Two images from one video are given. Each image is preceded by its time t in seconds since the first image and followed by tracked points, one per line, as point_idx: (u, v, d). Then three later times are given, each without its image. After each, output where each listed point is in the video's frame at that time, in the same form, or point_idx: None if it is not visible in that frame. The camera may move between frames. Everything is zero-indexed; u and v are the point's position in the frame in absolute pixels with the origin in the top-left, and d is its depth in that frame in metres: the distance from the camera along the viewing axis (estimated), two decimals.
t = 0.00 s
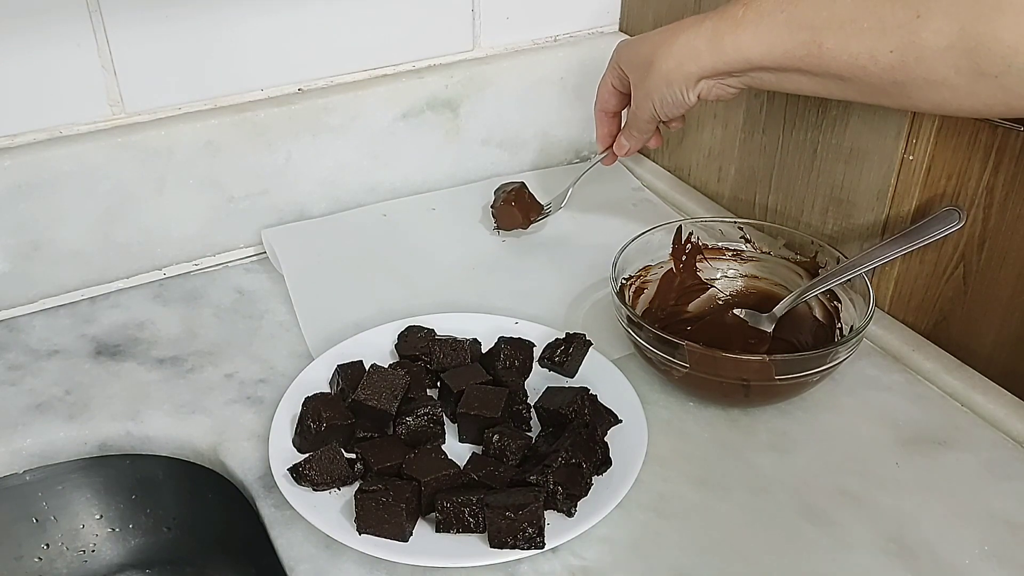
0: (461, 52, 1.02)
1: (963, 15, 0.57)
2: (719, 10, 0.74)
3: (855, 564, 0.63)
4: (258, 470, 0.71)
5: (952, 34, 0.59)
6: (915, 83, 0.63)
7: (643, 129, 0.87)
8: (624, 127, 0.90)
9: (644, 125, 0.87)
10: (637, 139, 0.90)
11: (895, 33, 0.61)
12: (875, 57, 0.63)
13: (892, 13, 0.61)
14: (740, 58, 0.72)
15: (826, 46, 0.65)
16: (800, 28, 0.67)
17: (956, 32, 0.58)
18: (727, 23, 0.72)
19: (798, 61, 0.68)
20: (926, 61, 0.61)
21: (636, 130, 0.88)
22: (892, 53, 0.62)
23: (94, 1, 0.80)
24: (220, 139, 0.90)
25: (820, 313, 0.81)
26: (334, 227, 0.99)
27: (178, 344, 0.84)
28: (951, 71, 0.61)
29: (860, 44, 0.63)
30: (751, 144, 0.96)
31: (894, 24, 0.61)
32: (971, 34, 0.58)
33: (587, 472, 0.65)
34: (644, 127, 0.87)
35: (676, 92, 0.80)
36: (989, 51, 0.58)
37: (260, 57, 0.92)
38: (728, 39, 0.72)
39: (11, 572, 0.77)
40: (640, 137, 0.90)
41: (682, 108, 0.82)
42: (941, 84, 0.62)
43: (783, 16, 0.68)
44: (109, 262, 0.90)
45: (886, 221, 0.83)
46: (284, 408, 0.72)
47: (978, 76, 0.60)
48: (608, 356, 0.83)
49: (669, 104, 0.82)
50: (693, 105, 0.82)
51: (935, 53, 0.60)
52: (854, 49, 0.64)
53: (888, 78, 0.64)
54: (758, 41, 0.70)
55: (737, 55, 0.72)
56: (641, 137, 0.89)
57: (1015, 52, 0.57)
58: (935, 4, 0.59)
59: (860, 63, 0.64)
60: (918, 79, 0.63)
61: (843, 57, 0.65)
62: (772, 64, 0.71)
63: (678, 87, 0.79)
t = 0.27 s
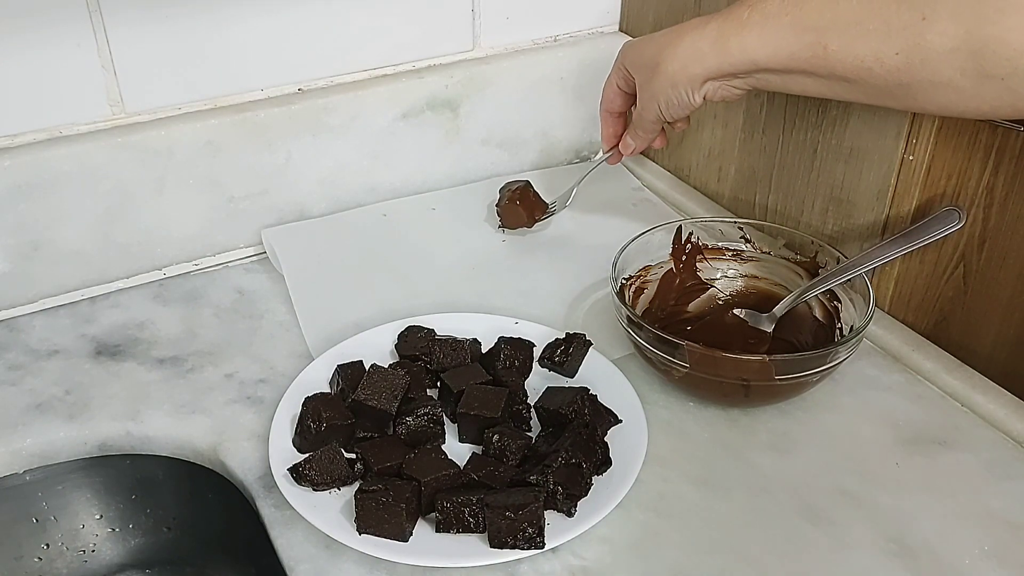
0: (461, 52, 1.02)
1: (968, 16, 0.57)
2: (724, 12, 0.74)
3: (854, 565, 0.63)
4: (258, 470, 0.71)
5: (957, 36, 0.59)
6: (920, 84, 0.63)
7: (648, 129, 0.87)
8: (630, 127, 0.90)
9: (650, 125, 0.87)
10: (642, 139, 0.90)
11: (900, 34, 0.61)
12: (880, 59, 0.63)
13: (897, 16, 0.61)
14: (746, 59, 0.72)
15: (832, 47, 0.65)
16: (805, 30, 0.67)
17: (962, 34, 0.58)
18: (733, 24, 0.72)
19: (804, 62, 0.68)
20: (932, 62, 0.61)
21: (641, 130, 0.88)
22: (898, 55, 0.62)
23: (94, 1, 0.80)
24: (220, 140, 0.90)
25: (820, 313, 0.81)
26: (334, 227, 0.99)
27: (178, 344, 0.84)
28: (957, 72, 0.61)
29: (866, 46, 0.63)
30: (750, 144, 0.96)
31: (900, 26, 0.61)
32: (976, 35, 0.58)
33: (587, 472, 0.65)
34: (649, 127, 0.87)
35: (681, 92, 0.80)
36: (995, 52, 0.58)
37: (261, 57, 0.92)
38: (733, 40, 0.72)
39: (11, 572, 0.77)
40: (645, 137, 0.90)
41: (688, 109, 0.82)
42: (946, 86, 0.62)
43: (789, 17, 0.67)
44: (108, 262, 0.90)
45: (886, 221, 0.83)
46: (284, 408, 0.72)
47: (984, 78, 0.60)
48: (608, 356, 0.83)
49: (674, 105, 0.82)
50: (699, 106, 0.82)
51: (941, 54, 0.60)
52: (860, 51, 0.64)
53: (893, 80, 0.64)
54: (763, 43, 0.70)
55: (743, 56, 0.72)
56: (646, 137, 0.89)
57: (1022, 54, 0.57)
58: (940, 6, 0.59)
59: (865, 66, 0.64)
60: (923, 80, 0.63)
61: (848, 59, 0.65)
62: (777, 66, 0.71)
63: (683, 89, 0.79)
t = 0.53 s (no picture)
0: (461, 52, 1.02)
1: (969, 14, 0.57)
2: (725, 9, 0.74)
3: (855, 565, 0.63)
4: (258, 470, 0.71)
5: (957, 33, 0.58)
6: (921, 83, 0.63)
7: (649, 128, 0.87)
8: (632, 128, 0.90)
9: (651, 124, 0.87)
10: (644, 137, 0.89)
11: (901, 32, 0.61)
12: (880, 56, 0.63)
13: (897, 13, 0.61)
14: (746, 56, 0.72)
15: (832, 45, 0.65)
16: (805, 27, 0.67)
17: (962, 30, 0.58)
18: (734, 21, 0.72)
19: (803, 59, 0.68)
20: (932, 59, 0.61)
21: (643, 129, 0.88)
22: (898, 52, 0.62)
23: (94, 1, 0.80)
24: (220, 139, 0.90)
25: (820, 313, 0.81)
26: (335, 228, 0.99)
27: (179, 344, 0.84)
28: (957, 70, 0.60)
29: (866, 43, 0.63)
30: (750, 144, 0.96)
31: (899, 23, 0.61)
32: (977, 33, 0.58)
33: (587, 472, 0.65)
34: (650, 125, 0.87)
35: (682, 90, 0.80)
36: (995, 49, 0.57)
37: (261, 56, 0.92)
38: (733, 38, 0.72)
39: (10, 572, 0.77)
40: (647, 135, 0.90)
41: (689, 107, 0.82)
42: (945, 83, 0.62)
43: (789, 14, 0.68)
44: (108, 262, 0.90)
45: (886, 221, 0.83)
46: (284, 408, 0.72)
47: (985, 75, 0.59)
48: (608, 356, 0.83)
49: (675, 103, 0.82)
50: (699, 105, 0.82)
51: (941, 51, 0.60)
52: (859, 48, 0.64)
53: (893, 78, 0.64)
54: (763, 40, 0.70)
55: (743, 54, 0.72)
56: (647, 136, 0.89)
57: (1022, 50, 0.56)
58: (941, 4, 0.59)
59: (866, 63, 0.64)
60: (923, 78, 0.62)
61: (848, 55, 0.65)
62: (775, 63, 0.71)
63: (683, 86, 0.79)
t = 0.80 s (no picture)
0: (461, 53, 1.02)
1: (972, 12, 0.58)
2: (729, 9, 0.75)
3: (854, 565, 0.63)
4: (258, 470, 0.71)
5: (962, 29, 0.59)
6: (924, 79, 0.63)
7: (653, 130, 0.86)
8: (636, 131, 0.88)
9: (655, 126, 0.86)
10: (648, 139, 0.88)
11: (908, 28, 0.61)
12: (884, 53, 0.63)
13: (901, 10, 0.61)
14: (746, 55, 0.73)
15: (834, 42, 0.66)
16: (808, 26, 0.67)
17: (966, 28, 0.58)
18: (737, 20, 0.73)
19: (805, 57, 0.69)
20: (936, 56, 0.61)
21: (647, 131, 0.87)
22: (902, 50, 0.62)
23: (94, 1, 0.80)
24: (220, 139, 0.90)
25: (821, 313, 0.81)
26: (335, 228, 0.99)
27: (179, 344, 0.84)
28: (961, 66, 0.60)
29: (870, 41, 0.64)
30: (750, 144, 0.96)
31: (903, 20, 0.61)
32: (981, 29, 0.58)
33: (587, 472, 0.65)
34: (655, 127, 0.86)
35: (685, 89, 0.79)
36: (1000, 45, 0.57)
37: (261, 56, 0.92)
38: (736, 36, 0.73)
39: (10, 572, 0.77)
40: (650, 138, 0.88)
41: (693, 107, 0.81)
42: (948, 81, 0.62)
43: (792, 12, 0.68)
44: (108, 261, 0.90)
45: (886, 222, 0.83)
46: (284, 408, 0.72)
47: (987, 72, 0.59)
48: (608, 356, 0.83)
49: (678, 104, 0.81)
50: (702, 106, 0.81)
51: (945, 48, 0.60)
52: (863, 45, 0.64)
53: (897, 76, 0.64)
54: (765, 39, 0.71)
55: (745, 53, 0.73)
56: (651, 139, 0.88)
57: None
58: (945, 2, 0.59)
59: (869, 61, 0.65)
60: (927, 75, 0.62)
61: (851, 53, 0.65)
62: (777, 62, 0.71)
63: (686, 86, 0.78)
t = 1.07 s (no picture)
0: (461, 52, 1.02)
1: None
2: None
3: (855, 565, 0.63)
4: (258, 470, 0.71)
5: (968, 13, 0.58)
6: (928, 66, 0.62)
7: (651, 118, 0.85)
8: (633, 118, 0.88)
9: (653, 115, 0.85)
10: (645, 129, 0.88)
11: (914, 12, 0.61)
12: (888, 39, 0.63)
13: None
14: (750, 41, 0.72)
15: (838, 28, 0.65)
16: (813, 12, 0.67)
17: (971, 12, 0.58)
18: (739, 9, 0.73)
19: (808, 45, 0.68)
20: (939, 42, 0.60)
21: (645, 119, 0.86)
22: (905, 36, 0.62)
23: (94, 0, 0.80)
24: (220, 139, 0.90)
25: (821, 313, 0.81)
26: (335, 228, 0.99)
27: (179, 344, 0.84)
28: (966, 53, 0.60)
29: (872, 28, 0.63)
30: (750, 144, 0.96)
31: (907, 8, 0.61)
32: (986, 13, 0.57)
33: (587, 472, 0.65)
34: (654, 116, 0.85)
35: (686, 77, 0.78)
36: (1003, 30, 0.57)
37: (261, 56, 0.92)
38: (739, 24, 0.72)
39: (10, 572, 0.77)
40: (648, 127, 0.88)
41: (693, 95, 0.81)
42: (953, 70, 0.61)
43: None
44: (108, 261, 0.90)
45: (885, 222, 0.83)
46: (283, 408, 0.72)
47: (993, 58, 0.59)
48: (608, 356, 0.83)
49: (678, 94, 0.81)
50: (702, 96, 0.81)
51: (949, 34, 0.60)
52: (867, 31, 0.64)
53: (900, 62, 0.64)
54: (770, 24, 0.70)
55: (748, 42, 0.72)
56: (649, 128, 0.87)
57: None
58: None
59: (872, 47, 0.64)
60: (931, 62, 0.62)
61: (854, 40, 0.65)
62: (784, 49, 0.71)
63: (687, 76, 0.78)
